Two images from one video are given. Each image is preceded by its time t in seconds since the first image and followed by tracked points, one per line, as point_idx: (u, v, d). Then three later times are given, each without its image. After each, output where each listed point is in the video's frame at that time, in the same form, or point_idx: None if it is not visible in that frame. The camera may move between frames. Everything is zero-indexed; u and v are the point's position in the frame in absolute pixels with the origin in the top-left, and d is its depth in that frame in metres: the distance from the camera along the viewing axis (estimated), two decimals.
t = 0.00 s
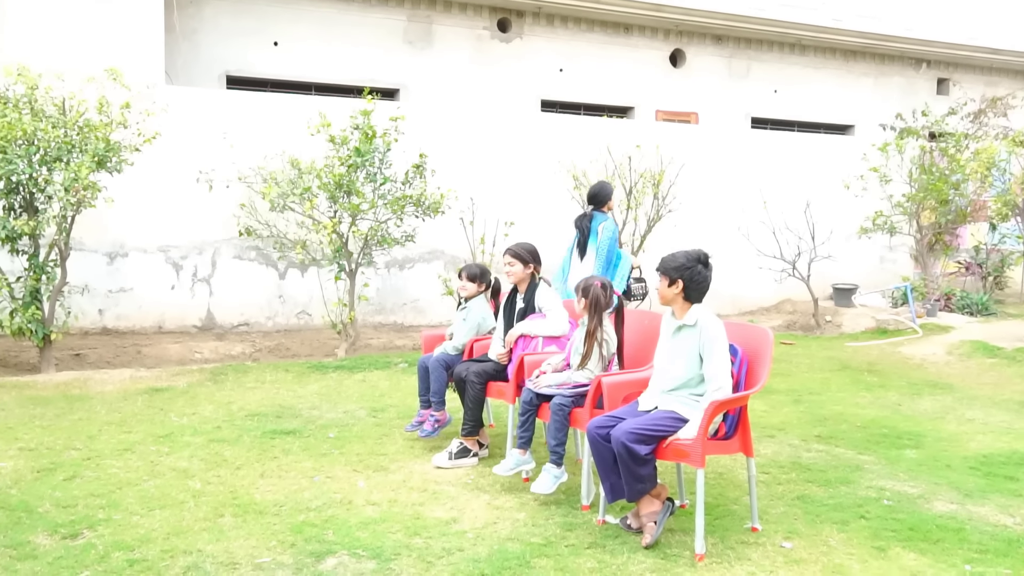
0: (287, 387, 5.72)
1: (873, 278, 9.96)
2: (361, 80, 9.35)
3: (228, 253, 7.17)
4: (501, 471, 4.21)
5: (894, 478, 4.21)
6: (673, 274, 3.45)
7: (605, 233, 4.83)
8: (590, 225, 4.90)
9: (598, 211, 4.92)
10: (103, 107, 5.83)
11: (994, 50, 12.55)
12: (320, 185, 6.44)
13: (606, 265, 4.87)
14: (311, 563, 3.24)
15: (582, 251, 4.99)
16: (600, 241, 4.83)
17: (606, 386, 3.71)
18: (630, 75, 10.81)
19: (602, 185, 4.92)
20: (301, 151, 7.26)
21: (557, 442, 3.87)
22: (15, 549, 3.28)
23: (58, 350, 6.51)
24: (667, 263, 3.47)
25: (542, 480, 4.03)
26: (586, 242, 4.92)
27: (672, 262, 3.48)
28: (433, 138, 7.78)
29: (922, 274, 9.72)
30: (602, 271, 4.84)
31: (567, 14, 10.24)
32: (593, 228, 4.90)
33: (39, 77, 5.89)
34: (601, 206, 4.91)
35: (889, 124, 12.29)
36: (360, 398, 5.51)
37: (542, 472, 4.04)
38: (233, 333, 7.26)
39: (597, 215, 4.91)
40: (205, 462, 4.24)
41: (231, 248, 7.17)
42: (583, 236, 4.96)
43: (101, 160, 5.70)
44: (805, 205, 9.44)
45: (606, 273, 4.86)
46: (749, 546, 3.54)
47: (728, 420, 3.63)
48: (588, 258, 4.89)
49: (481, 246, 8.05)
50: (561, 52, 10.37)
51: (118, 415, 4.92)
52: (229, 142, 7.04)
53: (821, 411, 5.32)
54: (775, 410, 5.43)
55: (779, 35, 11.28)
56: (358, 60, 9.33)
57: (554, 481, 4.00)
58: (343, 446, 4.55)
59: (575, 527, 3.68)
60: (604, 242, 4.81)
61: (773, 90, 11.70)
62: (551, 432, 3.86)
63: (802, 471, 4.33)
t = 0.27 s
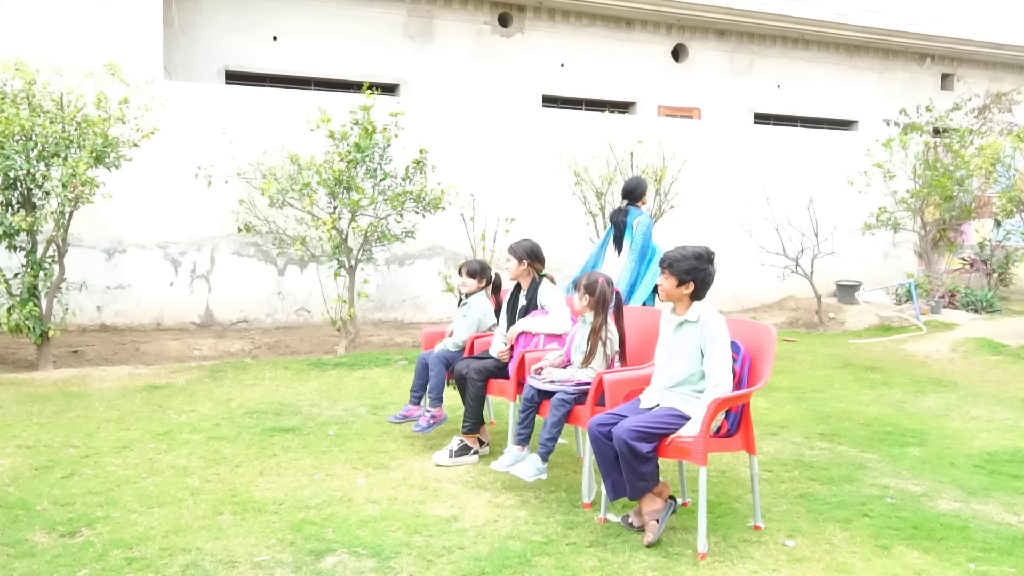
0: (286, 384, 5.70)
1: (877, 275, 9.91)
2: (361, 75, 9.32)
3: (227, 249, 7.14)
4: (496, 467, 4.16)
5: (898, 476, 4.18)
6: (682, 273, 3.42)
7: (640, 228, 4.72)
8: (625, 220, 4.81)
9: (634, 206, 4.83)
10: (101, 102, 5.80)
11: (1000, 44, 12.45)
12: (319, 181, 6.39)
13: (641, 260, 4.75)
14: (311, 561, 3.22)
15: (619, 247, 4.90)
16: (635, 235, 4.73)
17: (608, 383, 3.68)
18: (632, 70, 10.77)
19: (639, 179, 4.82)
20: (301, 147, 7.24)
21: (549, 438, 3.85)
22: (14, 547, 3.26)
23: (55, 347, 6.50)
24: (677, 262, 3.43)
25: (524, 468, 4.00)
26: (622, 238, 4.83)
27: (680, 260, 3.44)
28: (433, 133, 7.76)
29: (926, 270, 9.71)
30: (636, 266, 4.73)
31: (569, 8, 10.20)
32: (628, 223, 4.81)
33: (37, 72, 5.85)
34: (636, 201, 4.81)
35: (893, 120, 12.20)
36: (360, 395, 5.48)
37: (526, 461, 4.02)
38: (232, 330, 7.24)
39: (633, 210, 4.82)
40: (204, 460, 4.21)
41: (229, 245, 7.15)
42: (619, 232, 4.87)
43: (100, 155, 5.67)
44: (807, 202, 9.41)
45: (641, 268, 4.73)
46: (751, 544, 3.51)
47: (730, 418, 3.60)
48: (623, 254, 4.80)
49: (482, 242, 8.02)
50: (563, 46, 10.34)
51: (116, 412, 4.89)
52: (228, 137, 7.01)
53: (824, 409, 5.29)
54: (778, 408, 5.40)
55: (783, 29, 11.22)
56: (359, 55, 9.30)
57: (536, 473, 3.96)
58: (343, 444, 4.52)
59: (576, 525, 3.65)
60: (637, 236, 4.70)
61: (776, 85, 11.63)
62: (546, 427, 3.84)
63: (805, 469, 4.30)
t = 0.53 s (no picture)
0: (279, 383, 5.55)
1: (891, 270, 9.72)
2: (356, 62, 8.79)
3: (218, 243, 7.01)
4: (508, 473, 4.02)
5: (914, 479, 4.03)
6: (694, 268, 3.26)
7: (681, 220, 4.79)
8: (665, 214, 4.88)
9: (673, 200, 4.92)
10: (85, 89, 5.68)
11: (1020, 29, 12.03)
12: (312, 172, 6.23)
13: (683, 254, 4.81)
14: (303, 567, 3.07)
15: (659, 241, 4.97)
16: (676, 228, 4.80)
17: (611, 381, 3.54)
18: (641, 57, 10.25)
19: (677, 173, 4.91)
20: (293, 136, 7.11)
21: (560, 442, 3.71)
22: None
23: (38, 345, 6.35)
24: (687, 257, 3.26)
25: (547, 482, 3.85)
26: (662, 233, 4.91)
27: (690, 254, 3.27)
28: (430, 123, 7.60)
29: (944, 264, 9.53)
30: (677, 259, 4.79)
31: None
32: (669, 217, 4.86)
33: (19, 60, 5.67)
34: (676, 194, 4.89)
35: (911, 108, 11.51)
36: (355, 395, 5.33)
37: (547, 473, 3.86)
38: (222, 327, 7.08)
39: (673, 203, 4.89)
40: (193, 461, 4.06)
41: (220, 238, 7.01)
42: (659, 226, 4.94)
43: (83, 146, 5.52)
44: (820, 193, 9.24)
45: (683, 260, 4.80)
46: (762, 549, 3.36)
47: (739, 419, 3.45)
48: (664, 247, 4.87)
49: (482, 236, 7.86)
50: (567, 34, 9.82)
51: (102, 412, 4.75)
52: (217, 126, 6.88)
53: (837, 409, 5.13)
54: (789, 408, 5.24)
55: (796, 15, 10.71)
56: (356, 41, 8.79)
57: (560, 482, 3.82)
58: (338, 445, 4.38)
59: (579, 529, 3.50)
60: (679, 228, 4.77)
61: (788, 73, 11.06)
62: (553, 432, 3.70)
63: (817, 471, 4.14)
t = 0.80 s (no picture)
0: (270, 383, 5.41)
1: (906, 266, 9.56)
2: (349, 49, 8.37)
3: (207, 238, 6.87)
4: (530, 481, 3.81)
5: (929, 482, 3.88)
6: (706, 259, 3.13)
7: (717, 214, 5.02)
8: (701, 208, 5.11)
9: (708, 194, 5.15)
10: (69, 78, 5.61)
11: None
12: (306, 163, 6.10)
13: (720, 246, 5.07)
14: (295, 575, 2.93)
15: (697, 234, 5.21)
16: (715, 222, 5.04)
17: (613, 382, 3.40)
18: (644, 45, 9.70)
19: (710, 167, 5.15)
20: (286, 127, 6.99)
21: (569, 445, 3.59)
22: None
23: (21, 343, 6.21)
24: (697, 247, 3.13)
25: (568, 483, 3.70)
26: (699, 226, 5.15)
27: (700, 245, 3.14)
28: (427, 112, 7.47)
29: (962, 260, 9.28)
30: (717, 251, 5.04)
31: None
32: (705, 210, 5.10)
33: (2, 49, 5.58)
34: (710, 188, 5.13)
35: (926, 98, 10.76)
36: (350, 394, 5.19)
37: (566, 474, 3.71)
38: (211, 324, 6.94)
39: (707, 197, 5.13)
40: (181, 464, 3.93)
41: (210, 232, 6.87)
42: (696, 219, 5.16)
43: (68, 136, 5.39)
44: (832, 185, 9.09)
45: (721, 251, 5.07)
46: (771, 555, 3.22)
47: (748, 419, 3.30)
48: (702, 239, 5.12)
49: (481, 230, 7.70)
50: (568, 20, 9.29)
51: (87, 413, 4.61)
52: (206, 116, 6.75)
53: (849, 410, 4.98)
54: (799, 408, 5.09)
55: None
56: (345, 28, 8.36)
57: (581, 481, 3.68)
58: (331, 447, 4.24)
59: (582, 534, 3.36)
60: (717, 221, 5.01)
61: (799, 61, 10.43)
62: (559, 435, 3.58)
63: (828, 474, 4.00)
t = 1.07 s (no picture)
0: (261, 385, 5.27)
1: (923, 264, 9.38)
2: (341, 38, 8.15)
3: (195, 234, 6.72)
4: (521, 487, 3.70)
5: (946, 488, 3.73)
6: (729, 258, 2.99)
7: (752, 212, 4.84)
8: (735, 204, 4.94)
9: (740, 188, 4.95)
10: (52, 68, 5.58)
11: None
12: (298, 157, 5.93)
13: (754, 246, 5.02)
14: None
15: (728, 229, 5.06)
16: (749, 220, 4.86)
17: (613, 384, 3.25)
18: (652, 34, 9.44)
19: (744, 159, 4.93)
20: (277, 119, 6.79)
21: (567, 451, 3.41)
22: None
23: (2, 342, 6.06)
24: (721, 246, 2.98)
25: (562, 490, 3.55)
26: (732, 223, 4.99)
27: (722, 243, 2.98)
28: (423, 104, 7.32)
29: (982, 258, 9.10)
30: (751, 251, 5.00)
31: None
32: (739, 205, 4.91)
33: None
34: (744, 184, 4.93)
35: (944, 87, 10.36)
36: (344, 397, 5.05)
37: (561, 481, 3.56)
38: (198, 324, 6.81)
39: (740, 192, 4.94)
40: (168, 470, 3.79)
41: (197, 229, 6.72)
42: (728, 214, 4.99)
43: (49, 128, 5.25)
44: (845, 179, 8.90)
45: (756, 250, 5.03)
46: (782, 565, 3.07)
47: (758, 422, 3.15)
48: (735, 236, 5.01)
49: (478, 225, 7.57)
50: (569, 8, 9.05)
51: (71, 417, 4.47)
52: (194, 108, 6.59)
53: (862, 413, 4.83)
54: (810, 411, 4.94)
55: None
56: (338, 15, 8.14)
57: (576, 488, 3.52)
58: (324, 452, 4.09)
59: (585, 542, 3.22)
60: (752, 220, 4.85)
61: (810, 50, 10.12)
62: (556, 440, 3.40)
63: (840, 480, 3.85)
